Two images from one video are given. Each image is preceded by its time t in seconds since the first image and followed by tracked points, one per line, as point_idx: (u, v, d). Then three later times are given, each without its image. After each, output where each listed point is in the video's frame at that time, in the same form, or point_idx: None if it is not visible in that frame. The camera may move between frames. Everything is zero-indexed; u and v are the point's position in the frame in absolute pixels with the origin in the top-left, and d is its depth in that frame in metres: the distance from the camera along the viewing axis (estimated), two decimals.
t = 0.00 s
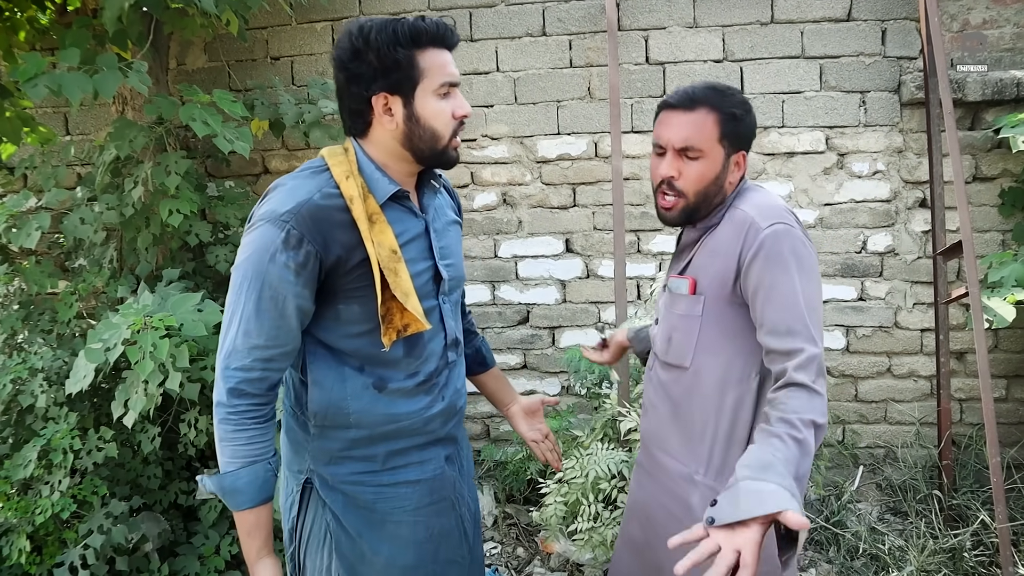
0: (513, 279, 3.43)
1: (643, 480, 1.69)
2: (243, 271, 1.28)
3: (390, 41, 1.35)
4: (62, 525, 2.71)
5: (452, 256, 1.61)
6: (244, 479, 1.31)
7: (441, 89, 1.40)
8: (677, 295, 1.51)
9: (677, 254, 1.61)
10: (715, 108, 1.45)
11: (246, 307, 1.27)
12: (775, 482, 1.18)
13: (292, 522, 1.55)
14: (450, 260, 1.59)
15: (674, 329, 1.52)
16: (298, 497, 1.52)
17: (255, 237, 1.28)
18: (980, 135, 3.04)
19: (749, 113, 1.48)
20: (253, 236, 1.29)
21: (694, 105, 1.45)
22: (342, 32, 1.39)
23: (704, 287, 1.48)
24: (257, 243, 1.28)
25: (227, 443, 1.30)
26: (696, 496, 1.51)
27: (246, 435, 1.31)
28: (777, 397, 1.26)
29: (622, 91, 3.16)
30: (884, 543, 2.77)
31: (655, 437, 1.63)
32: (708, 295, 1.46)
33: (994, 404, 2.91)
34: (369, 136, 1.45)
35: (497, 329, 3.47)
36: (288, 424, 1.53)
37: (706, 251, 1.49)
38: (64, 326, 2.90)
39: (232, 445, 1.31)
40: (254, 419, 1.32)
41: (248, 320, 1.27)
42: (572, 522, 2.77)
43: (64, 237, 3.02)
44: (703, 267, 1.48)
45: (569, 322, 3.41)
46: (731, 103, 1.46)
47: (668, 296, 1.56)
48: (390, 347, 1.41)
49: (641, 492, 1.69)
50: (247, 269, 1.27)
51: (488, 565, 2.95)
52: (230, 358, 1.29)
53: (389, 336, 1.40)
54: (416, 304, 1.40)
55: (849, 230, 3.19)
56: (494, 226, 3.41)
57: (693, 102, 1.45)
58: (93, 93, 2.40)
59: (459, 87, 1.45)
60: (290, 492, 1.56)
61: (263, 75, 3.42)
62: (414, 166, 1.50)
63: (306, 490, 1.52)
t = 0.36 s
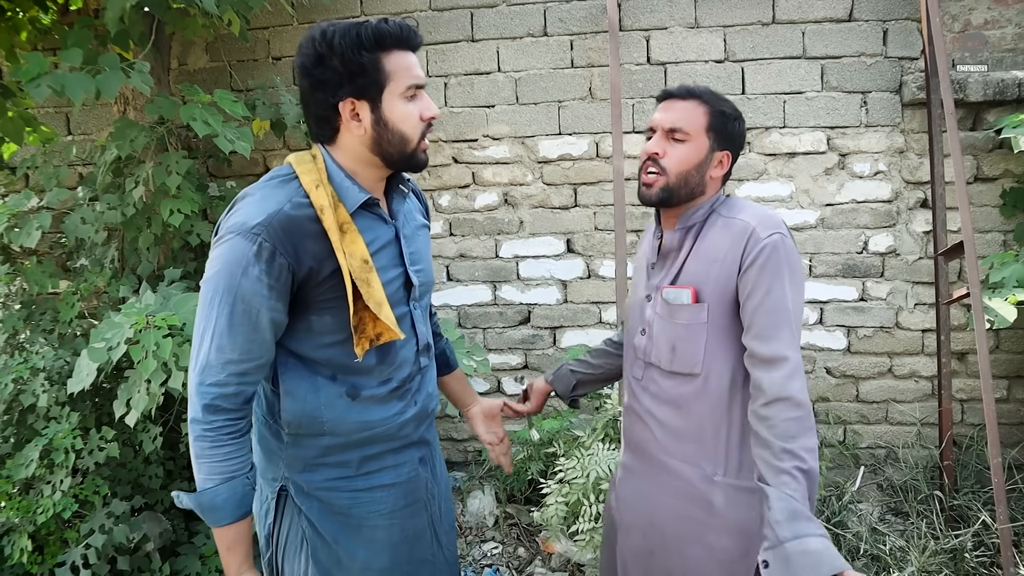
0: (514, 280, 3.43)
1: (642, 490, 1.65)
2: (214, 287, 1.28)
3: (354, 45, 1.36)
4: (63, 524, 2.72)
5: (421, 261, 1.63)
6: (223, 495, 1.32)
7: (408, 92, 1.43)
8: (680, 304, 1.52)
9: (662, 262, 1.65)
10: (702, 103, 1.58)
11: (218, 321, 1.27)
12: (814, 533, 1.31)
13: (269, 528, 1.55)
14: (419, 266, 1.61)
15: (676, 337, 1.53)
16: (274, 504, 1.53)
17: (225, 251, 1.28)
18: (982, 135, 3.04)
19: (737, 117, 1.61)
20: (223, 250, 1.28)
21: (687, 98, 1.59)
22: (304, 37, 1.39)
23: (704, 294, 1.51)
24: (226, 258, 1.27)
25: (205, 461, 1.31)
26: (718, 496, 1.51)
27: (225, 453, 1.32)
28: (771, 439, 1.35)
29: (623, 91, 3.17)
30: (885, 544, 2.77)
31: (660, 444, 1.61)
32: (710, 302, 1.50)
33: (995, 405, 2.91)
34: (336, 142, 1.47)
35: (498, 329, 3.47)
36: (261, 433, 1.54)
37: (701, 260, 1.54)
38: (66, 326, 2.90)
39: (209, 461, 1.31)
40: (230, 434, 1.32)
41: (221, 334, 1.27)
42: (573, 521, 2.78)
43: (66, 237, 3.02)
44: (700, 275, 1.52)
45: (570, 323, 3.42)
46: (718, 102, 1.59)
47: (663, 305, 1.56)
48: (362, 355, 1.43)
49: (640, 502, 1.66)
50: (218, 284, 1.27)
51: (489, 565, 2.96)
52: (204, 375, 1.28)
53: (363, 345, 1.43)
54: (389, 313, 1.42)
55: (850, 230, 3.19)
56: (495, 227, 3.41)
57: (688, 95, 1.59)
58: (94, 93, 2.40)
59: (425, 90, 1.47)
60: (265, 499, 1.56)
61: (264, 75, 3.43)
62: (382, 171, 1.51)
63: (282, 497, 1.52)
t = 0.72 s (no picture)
0: (516, 280, 3.43)
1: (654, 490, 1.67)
2: (196, 292, 1.27)
3: (349, 47, 1.36)
4: (64, 524, 2.72)
5: (400, 265, 1.64)
6: (195, 503, 1.32)
7: (398, 95, 1.44)
8: (701, 315, 1.62)
9: (663, 277, 1.68)
10: (670, 126, 1.69)
11: (201, 326, 1.26)
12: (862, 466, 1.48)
13: (252, 534, 1.56)
14: (399, 269, 1.62)
15: (699, 345, 1.62)
16: (256, 511, 1.53)
17: (207, 254, 1.26)
18: (984, 135, 3.03)
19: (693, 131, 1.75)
20: (206, 254, 1.27)
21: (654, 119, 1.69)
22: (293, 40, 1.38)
23: (717, 302, 1.65)
24: (209, 262, 1.26)
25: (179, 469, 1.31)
26: (737, 475, 1.65)
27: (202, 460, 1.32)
28: (800, 401, 1.59)
29: (624, 91, 3.17)
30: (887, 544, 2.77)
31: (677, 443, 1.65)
32: (726, 309, 1.64)
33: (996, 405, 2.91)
34: (325, 145, 1.45)
35: (499, 329, 3.47)
36: (241, 438, 1.53)
37: (706, 272, 1.67)
38: (68, 326, 2.90)
39: (184, 468, 1.31)
40: (209, 442, 1.32)
41: (204, 339, 1.27)
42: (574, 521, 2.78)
43: (68, 237, 3.03)
44: (715, 286, 1.65)
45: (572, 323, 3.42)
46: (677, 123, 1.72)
47: (682, 319, 1.63)
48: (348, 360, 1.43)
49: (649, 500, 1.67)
50: (201, 288, 1.26)
51: (491, 565, 2.96)
52: (187, 380, 1.27)
53: (345, 351, 1.42)
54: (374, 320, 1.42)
55: (852, 230, 3.18)
56: (496, 227, 3.41)
57: (654, 117, 1.69)
58: (96, 93, 2.40)
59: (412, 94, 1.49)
60: (246, 506, 1.56)
61: (266, 75, 3.43)
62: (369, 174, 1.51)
63: (264, 503, 1.52)
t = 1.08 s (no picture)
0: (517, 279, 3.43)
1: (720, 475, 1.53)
2: (179, 292, 1.27)
3: (320, 46, 1.37)
4: (65, 523, 2.72)
5: (387, 264, 1.63)
6: (191, 506, 1.32)
7: (372, 101, 1.41)
8: (739, 280, 1.59)
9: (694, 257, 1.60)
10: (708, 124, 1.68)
11: (186, 327, 1.26)
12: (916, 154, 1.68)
13: (243, 537, 1.56)
14: (385, 269, 1.61)
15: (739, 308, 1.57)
16: (246, 514, 1.53)
17: (191, 255, 1.27)
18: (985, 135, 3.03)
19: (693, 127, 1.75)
20: (189, 254, 1.27)
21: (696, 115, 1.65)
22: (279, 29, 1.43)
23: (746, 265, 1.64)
24: (193, 263, 1.26)
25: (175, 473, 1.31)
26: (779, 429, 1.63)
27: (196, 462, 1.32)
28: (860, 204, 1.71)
29: (625, 91, 3.17)
30: (887, 544, 2.77)
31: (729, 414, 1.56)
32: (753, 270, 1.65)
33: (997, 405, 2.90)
34: (301, 142, 1.47)
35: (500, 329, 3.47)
36: (229, 441, 1.53)
37: (727, 239, 1.66)
38: (69, 325, 2.90)
39: (178, 472, 1.31)
40: (199, 443, 1.32)
41: (189, 339, 1.26)
42: (575, 521, 2.78)
43: (69, 237, 3.03)
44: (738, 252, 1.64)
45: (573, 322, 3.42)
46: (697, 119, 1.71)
47: (724, 289, 1.57)
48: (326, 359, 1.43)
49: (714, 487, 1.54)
50: (184, 288, 1.26)
51: (492, 565, 2.96)
52: (171, 382, 1.27)
53: (330, 350, 1.42)
54: (357, 318, 1.42)
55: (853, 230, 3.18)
56: (497, 226, 3.41)
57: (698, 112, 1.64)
58: (97, 92, 2.40)
59: (395, 101, 1.46)
60: (236, 509, 1.56)
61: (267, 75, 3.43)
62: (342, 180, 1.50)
63: (254, 506, 1.52)
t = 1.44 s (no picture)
0: (517, 278, 3.43)
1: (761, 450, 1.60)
2: (165, 294, 1.27)
3: (317, 51, 1.35)
4: (66, 523, 2.72)
5: (381, 263, 1.63)
6: (173, 508, 1.32)
7: (373, 100, 1.42)
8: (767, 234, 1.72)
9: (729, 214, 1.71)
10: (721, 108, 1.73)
11: (173, 330, 1.27)
12: (812, 44, 1.99)
13: (237, 537, 1.58)
14: (379, 269, 1.61)
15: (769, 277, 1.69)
16: (239, 514, 1.55)
17: (178, 257, 1.27)
18: (986, 134, 3.03)
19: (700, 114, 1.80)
20: (176, 256, 1.27)
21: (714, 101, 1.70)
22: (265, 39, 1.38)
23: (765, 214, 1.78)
24: (180, 265, 1.26)
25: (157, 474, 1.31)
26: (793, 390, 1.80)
27: (179, 464, 1.32)
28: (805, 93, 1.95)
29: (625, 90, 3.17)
30: (888, 544, 2.77)
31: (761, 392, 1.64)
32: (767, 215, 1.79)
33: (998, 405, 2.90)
34: (300, 148, 1.45)
35: (500, 329, 3.47)
36: (222, 441, 1.54)
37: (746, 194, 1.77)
38: (69, 325, 2.89)
39: (161, 474, 1.31)
40: (185, 447, 1.32)
41: (176, 342, 1.27)
42: (575, 521, 2.77)
43: (69, 236, 3.03)
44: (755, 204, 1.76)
45: (573, 322, 3.42)
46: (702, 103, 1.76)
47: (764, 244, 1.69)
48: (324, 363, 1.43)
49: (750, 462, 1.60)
50: (171, 291, 1.26)
51: (493, 564, 2.96)
52: (158, 383, 1.28)
53: (320, 353, 1.42)
54: (348, 321, 1.41)
55: (854, 229, 3.18)
56: (498, 226, 3.41)
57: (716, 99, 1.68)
58: (97, 91, 2.40)
59: (391, 96, 1.47)
60: (229, 509, 1.58)
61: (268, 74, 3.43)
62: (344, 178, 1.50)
63: (246, 506, 1.54)
